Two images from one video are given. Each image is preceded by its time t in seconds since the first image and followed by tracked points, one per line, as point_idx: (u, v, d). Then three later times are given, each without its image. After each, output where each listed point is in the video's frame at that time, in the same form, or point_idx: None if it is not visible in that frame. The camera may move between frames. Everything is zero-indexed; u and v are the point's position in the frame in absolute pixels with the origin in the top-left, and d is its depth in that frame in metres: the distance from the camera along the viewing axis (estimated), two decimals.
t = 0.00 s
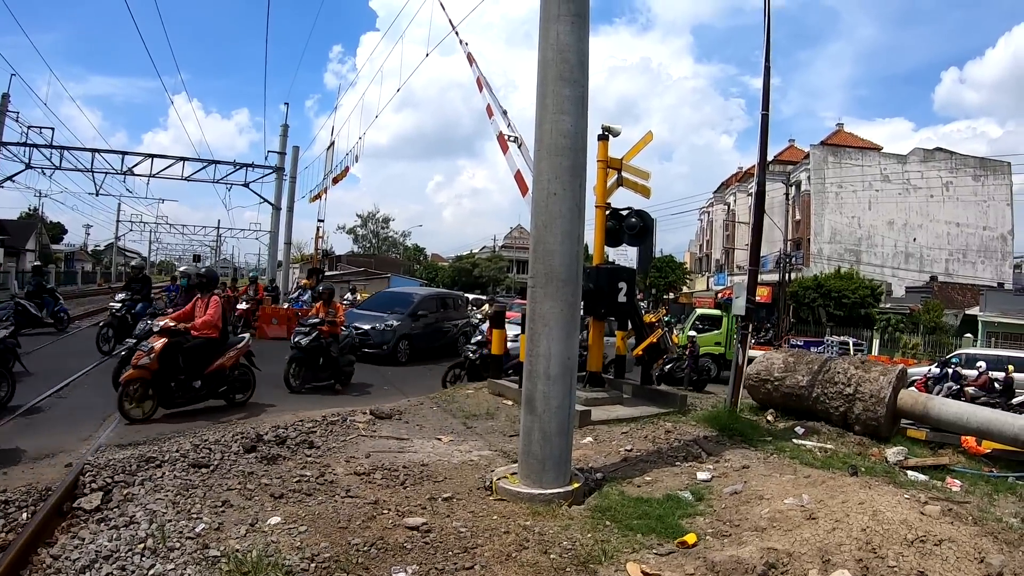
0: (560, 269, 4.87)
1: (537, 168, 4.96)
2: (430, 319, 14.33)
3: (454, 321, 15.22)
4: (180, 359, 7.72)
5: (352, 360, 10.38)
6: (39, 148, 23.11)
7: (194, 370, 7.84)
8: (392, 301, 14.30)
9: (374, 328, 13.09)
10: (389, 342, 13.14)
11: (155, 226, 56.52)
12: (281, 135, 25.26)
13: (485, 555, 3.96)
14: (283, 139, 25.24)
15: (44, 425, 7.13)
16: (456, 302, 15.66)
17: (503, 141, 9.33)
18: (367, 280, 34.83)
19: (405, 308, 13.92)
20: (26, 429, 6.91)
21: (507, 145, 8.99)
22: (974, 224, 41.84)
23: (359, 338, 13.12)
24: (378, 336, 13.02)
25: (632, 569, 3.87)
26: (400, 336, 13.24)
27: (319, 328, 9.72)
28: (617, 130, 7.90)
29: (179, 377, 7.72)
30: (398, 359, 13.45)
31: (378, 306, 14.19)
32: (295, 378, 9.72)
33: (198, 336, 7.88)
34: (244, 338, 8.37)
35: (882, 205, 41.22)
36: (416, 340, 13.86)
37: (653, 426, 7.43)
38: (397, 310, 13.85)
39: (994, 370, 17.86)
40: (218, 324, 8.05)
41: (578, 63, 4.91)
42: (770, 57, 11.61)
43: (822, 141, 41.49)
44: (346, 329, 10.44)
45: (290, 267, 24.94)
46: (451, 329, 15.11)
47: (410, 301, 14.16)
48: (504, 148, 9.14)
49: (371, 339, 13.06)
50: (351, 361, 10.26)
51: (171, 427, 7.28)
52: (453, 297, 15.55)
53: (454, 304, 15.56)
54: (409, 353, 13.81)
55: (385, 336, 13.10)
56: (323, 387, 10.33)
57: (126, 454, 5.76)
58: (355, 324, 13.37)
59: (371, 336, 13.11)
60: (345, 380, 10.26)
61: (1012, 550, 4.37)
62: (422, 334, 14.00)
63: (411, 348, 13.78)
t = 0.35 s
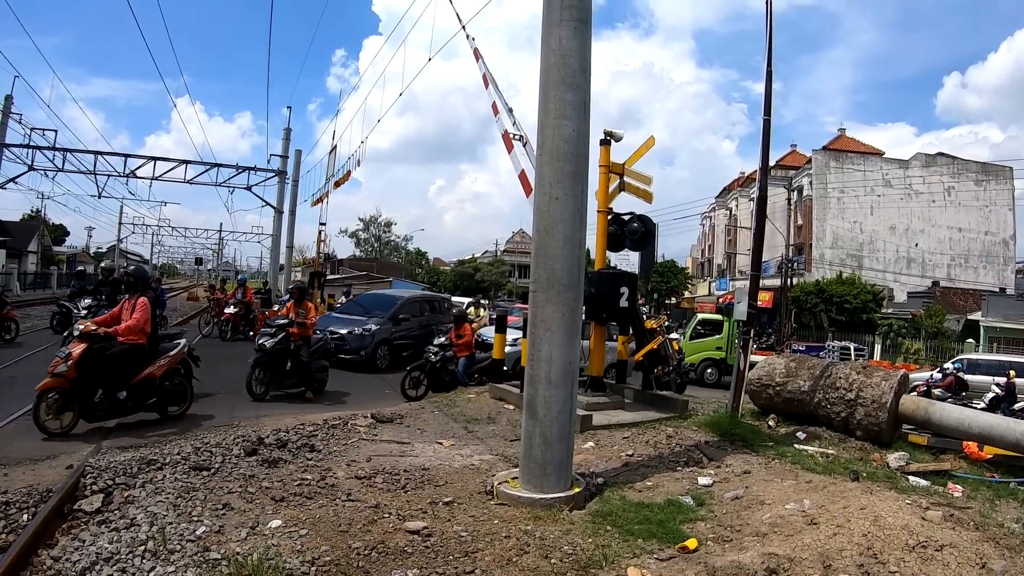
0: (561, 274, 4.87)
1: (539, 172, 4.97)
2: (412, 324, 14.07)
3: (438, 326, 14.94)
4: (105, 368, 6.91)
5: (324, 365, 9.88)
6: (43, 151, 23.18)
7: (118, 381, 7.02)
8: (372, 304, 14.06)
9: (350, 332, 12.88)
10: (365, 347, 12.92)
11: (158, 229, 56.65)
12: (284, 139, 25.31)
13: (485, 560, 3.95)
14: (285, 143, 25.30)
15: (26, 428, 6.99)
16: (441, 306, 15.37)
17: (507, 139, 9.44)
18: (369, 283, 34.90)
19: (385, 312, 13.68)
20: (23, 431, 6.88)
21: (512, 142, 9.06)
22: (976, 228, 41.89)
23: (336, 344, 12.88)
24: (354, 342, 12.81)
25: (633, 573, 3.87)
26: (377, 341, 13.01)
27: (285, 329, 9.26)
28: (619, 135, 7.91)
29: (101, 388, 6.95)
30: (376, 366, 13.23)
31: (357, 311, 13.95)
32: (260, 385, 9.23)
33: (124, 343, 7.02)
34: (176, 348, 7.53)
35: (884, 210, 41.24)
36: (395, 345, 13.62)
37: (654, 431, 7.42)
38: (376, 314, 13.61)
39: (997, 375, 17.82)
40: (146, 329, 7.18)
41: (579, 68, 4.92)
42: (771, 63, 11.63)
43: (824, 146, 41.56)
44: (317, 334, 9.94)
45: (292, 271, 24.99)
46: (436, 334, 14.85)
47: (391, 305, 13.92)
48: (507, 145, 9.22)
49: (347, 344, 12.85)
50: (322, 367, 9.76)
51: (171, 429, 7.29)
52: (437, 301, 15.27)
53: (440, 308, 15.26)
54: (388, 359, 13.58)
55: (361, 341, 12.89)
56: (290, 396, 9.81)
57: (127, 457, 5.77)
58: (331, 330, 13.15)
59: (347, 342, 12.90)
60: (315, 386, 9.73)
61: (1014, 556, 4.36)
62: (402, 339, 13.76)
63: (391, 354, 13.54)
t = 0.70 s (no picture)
0: (563, 277, 4.88)
1: (540, 176, 4.98)
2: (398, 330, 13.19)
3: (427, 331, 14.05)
4: (10, 379, 6.42)
5: (288, 371, 9.30)
6: (45, 157, 23.23)
7: (33, 396, 6.53)
8: (356, 307, 13.21)
9: (329, 337, 12.02)
10: (345, 354, 12.07)
11: (161, 235, 56.74)
12: (285, 144, 25.37)
13: (488, 563, 3.96)
14: (287, 148, 25.35)
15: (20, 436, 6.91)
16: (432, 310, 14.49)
17: (511, 136, 9.53)
18: (371, 287, 34.95)
19: (368, 316, 12.82)
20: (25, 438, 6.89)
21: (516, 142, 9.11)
22: (978, 228, 41.81)
23: (311, 350, 12.05)
24: (333, 347, 11.95)
25: None
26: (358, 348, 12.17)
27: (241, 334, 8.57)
28: (620, 138, 7.92)
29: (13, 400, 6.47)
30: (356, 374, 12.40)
31: (339, 313, 13.11)
32: (214, 397, 8.47)
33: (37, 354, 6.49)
34: (101, 358, 6.96)
35: (886, 210, 41.23)
36: (378, 352, 12.76)
37: (657, 434, 7.42)
38: (358, 318, 12.75)
39: (1001, 375, 17.76)
40: (63, 338, 6.61)
41: (580, 71, 4.94)
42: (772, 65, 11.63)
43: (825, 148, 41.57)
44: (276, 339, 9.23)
45: (294, 276, 25.02)
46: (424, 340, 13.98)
47: (376, 308, 13.07)
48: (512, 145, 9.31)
49: (324, 350, 11.98)
50: (285, 375, 9.17)
51: (175, 434, 7.30)
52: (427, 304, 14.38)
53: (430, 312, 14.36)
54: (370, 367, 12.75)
55: (340, 347, 12.02)
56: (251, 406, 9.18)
57: (131, 462, 5.78)
58: (308, 334, 12.31)
59: (324, 347, 12.04)
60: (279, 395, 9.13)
61: (1018, 556, 4.36)
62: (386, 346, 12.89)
63: (373, 362, 12.69)
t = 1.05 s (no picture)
0: (561, 280, 4.89)
1: (537, 179, 4.99)
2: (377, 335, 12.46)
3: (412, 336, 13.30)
4: None
5: (244, 384, 8.58)
6: (44, 166, 23.26)
7: None
8: (333, 312, 12.54)
9: (302, 342, 11.35)
10: (319, 360, 11.36)
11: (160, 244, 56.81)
12: (283, 150, 25.41)
13: (491, 567, 3.96)
14: (285, 155, 25.39)
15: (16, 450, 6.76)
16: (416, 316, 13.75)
17: (511, 136, 9.57)
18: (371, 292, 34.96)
19: (345, 321, 12.13)
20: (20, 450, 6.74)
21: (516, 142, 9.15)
22: (977, 223, 41.78)
23: (283, 357, 11.38)
24: (306, 354, 11.25)
25: None
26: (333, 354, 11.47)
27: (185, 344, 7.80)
28: (617, 140, 7.93)
29: None
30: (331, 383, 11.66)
31: (315, 318, 12.44)
32: (157, 414, 7.73)
33: None
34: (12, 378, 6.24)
35: (885, 208, 41.28)
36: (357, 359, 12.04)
37: (659, 435, 7.43)
38: (334, 322, 12.08)
39: (1002, 370, 17.78)
40: None
41: (575, 74, 4.95)
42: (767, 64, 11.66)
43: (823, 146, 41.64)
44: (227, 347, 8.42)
45: (294, 282, 25.03)
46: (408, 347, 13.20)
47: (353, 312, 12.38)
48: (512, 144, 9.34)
49: (297, 356, 11.29)
50: (238, 387, 8.42)
51: (176, 443, 7.30)
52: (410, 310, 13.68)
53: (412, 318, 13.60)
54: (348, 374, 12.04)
55: (314, 353, 11.32)
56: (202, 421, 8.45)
57: (132, 470, 5.79)
58: (281, 340, 11.64)
59: (297, 353, 11.36)
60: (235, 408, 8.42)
61: (1021, 550, 4.37)
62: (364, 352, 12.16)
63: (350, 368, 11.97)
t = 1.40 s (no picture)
0: (560, 284, 4.90)
1: (535, 184, 4.99)
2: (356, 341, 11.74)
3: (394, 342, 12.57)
4: None
5: (197, 399, 7.96)
6: (42, 176, 23.27)
7: None
8: (309, 317, 11.83)
9: (274, 350, 10.65)
10: (292, 369, 10.66)
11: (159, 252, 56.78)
12: (281, 158, 25.42)
13: (493, 572, 3.96)
14: (283, 162, 25.40)
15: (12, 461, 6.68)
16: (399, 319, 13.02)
17: (510, 135, 9.57)
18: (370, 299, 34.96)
19: (321, 326, 11.42)
20: (16, 461, 6.66)
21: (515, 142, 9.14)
22: (976, 220, 41.85)
23: (253, 365, 10.69)
24: (278, 362, 10.55)
25: None
26: (308, 362, 10.76)
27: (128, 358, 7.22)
28: (614, 143, 7.95)
29: None
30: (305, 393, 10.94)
31: (290, 323, 11.74)
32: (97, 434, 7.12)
33: None
34: None
35: (883, 206, 41.34)
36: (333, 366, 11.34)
37: (660, 437, 7.43)
38: (310, 328, 11.36)
39: (1001, 367, 17.78)
40: None
41: (571, 78, 4.96)
42: (764, 66, 11.68)
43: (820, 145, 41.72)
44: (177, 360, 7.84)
45: (293, 289, 25.02)
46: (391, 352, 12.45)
47: (330, 316, 11.68)
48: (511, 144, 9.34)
49: (267, 364, 10.59)
50: (190, 403, 7.82)
51: (176, 452, 7.29)
52: (393, 313, 12.94)
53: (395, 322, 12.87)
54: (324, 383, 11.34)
55: (286, 361, 10.62)
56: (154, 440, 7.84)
57: (133, 479, 5.78)
58: (250, 348, 10.94)
59: (268, 362, 10.67)
60: (189, 425, 7.81)
61: None
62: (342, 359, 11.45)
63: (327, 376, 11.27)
